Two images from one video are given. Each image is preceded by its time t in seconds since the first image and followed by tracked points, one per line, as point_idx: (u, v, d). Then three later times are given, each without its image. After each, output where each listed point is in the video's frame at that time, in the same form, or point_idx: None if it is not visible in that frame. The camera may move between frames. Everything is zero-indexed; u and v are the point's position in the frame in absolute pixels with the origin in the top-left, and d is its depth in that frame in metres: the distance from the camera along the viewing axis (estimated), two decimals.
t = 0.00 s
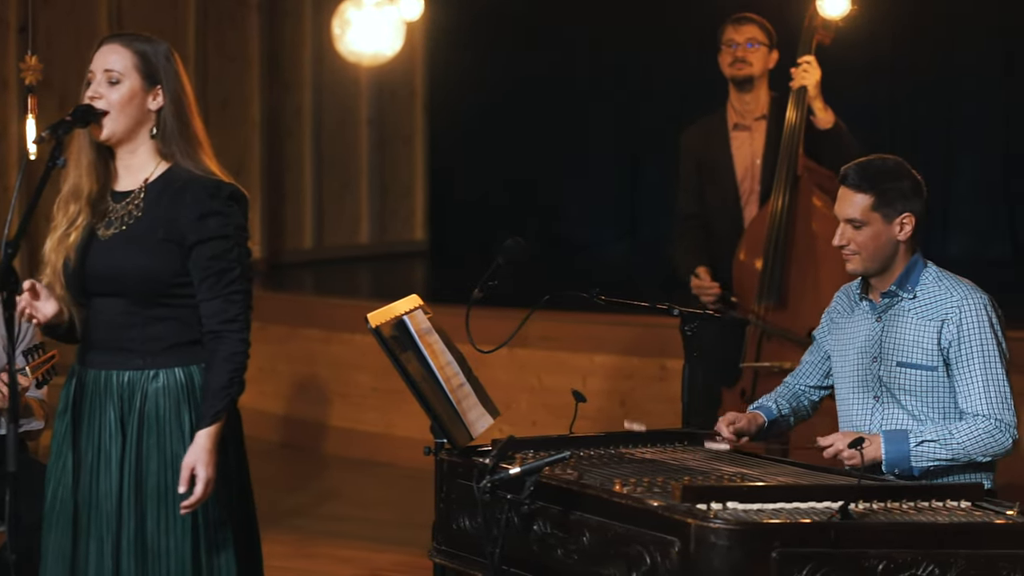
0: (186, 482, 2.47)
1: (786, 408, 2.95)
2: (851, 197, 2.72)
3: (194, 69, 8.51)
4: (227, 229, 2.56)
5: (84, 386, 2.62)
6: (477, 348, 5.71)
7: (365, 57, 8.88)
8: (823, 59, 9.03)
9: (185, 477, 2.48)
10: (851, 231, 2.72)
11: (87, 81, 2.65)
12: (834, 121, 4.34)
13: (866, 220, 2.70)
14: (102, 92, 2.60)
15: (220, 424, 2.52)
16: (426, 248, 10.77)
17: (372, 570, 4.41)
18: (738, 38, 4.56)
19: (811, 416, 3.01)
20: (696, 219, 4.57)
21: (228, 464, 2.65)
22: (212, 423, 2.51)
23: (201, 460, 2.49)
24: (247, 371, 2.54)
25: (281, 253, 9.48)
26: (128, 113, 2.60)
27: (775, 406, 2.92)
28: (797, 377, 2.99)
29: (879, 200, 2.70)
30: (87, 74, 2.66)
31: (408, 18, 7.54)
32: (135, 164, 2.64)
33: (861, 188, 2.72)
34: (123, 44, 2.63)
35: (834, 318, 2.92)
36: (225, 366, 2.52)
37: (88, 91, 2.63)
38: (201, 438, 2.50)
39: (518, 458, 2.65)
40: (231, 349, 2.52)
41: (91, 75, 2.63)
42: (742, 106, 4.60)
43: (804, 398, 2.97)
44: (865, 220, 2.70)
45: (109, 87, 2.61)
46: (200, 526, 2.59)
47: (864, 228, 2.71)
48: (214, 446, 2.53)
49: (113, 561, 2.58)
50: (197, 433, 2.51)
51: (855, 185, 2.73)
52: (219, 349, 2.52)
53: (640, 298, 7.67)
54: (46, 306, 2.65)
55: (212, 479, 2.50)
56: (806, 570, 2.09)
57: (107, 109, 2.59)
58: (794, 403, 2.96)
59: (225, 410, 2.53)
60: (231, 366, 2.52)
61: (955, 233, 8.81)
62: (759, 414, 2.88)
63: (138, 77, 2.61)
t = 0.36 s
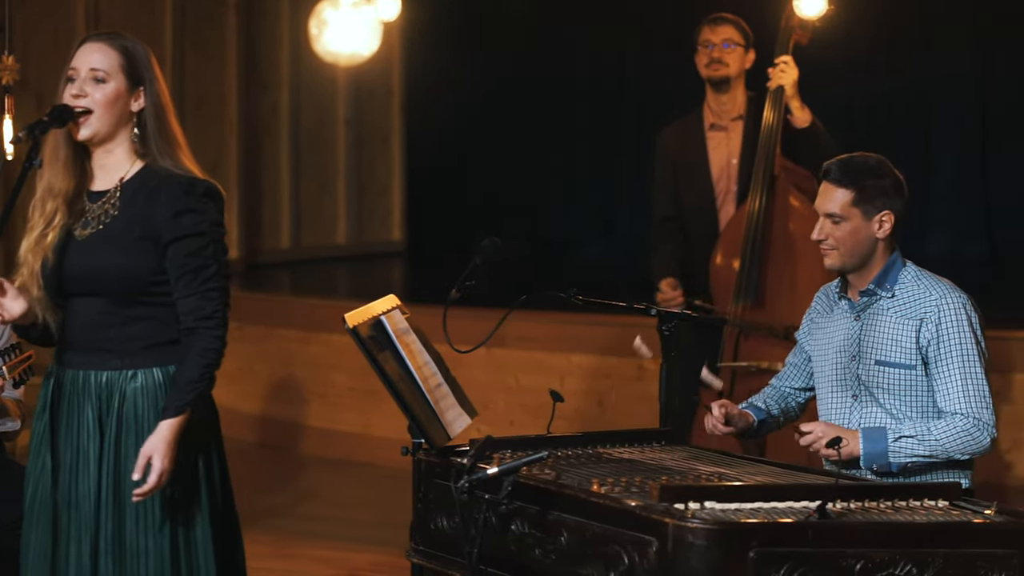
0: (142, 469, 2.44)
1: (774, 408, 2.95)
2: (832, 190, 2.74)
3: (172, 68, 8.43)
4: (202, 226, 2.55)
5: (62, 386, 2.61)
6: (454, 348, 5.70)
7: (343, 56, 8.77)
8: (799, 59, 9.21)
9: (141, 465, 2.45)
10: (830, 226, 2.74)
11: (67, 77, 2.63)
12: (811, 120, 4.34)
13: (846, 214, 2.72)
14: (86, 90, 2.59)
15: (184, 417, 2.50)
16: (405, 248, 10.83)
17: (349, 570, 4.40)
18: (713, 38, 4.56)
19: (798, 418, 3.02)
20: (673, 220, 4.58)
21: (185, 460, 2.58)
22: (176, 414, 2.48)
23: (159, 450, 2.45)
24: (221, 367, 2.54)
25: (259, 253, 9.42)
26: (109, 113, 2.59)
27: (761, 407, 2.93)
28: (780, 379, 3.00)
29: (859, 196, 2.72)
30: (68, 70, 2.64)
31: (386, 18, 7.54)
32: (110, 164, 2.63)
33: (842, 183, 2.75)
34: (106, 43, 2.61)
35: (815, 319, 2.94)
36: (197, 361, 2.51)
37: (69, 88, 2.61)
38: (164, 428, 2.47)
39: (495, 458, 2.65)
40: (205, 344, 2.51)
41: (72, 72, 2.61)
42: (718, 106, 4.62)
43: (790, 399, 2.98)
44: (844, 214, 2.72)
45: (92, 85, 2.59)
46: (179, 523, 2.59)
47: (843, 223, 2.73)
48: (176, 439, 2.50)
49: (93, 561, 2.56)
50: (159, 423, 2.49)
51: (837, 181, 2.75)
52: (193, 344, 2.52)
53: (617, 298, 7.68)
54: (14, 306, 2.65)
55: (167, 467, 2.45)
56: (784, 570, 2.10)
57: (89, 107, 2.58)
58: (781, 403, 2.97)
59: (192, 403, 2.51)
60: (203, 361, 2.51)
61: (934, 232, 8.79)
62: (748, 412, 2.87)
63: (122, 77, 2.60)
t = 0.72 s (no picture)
0: (112, 462, 2.44)
1: (749, 409, 2.95)
2: (811, 189, 2.76)
3: (150, 68, 8.42)
4: (181, 226, 2.55)
5: (43, 389, 2.59)
6: (433, 349, 5.71)
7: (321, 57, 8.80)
8: (779, 59, 9.32)
9: (111, 458, 2.45)
10: (809, 226, 2.75)
11: (45, 78, 2.62)
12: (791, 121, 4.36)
13: (825, 214, 2.73)
14: (63, 91, 2.57)
15: (159, 413, 2.50)
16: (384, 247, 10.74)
17: (330, 570, 4.40)
18: (692, 39, 4.56)
19: (774, 417, 3.02)
20: (651, 221, 4.59)
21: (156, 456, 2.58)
22: (150, 410, 2.48)
23: (131, 444, 2.45)
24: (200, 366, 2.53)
25: (238, 253, 9.36)
26: (85, 115, 2.57)
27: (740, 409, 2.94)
28: (758, 378, 3.00)
29: (838, 196, 2.73)
30: (46, 71, 2.63)
31: (364, 18, 7.51)
32: (87, 165, 2.61)
33: (821, 182, 2.76)
34: (85, 45, 2.60)
35: (793, 318, 2.95)
36: (176, 359, 2.50)
37: (46, 89, 2.59)
38: (137, 423, 2.47)
39: (474, 458, 2.65)
40: (185, 343, 2.51)
41: (50, 73, 2.59)
42: (697, 106, 4.61)
43: (768, 399, 2.99)
44: (823, 214, 2.73)
45: (70, 87, 2.58)
46: (162, 524, 2.58)
47: (822, 223, 2.74)
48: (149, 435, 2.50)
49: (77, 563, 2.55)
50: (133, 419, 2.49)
51: (816, 179, 2.77)
52: (173, 343, 2.51)
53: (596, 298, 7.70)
54: None
55: (138, 462, 2.45)
56: (763, 569, 2.10)
57: (65, 109, 2.57)
58: (757, 404, 2.97)
59: (167, 399, 2.51)
60: (182, 359, 2.50)
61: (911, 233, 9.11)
62: (720, 416, 2.88)
63: (100, 79, 2.59)
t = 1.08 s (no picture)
0: (106, 472, 2.44)
1: (732, 408, 2.97)
2: (789, 190, 2.76)
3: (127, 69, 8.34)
4: (158, 229, 2.54)
5: (20, 389, 2.57)
6: (412, 348, 5.73)
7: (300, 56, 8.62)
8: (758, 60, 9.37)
9: (104, 467, 2.45)
10: (788, 227, 2.76)
11: (24, 80, 2.61)
12: (769, 121, 4.38)
13: (803, 214, 2.74)
14: (40, 94, 2.56)
15: (143, 420, 2.50)
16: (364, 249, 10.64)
17: (309, 570, 4.40)
18: (670, 39, 4.58)
19: (754, 417, 3.04)
20: (630, 220, 4.60)
21: (144, 462, 2.59)
22: (137, 418, 2.48)
23: (121, 451, 2.46)
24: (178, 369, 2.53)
25: (217, 256, 9.16)
26: (62, 117, 2.57)
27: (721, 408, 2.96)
28: (738, 378, 3.02)
29: (816, 196, 2.74)
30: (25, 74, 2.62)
31: (344, 18, 7.45)
32: (64, 168, 2.60)
33: (800, 182, 2.76)
34: (63, 47, 2.59)
35: (773, 318, 2.96)
36: (154, 362, 2.50)
37: (24, 92, 2.58)
38: (125, 430, 2.47)
39: (453, 459, 2.65)
40: (162, 347, 2.51)
41: (28, 75, 2.59)
42: (676, 105, 4.62)
43: (748, 398, 3.00)
44: (801, 214, 2.74)
45: (46, 90, 2.57)
46: (142, 528, 2.58)
47: (800, 224, 2.75)
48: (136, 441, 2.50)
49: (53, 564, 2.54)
50: (120, 425, 2.49)
51: (794, 181, 2.77)
52: (150, 346, 2.51)
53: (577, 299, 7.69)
54: None
55: (128, 471, 2.45)
56: (741, 568, 2.12)
57: (41, 112, 2.56)
58: (739, 403, 2.99)
59: (150, 406, 2.51)
60: (160, 363, 2.50)
61: (892, 233, 9.35)
62: (706, 410, 2.91)
63: (76, 83, 2.58)
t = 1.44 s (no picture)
0: (55, 457, 2.41)
1: (709, 407, 2.98)
2: (767, 194, 2.76)
3: (106, 70, 8.25)
4: (131, 231, 2.54)
5: None
6: (391, 349, 5.71)
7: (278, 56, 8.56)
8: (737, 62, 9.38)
9: (55, 452, 2.42)
10: (768, 229, 2.76)
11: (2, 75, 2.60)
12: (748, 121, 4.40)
13: (782, 217, 2.74)
14: (19, 89, 2.55)
15: (102, 412, 2.48)
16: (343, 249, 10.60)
17: (289, 570, 4.39)
18: (649, 41, 4.58)
19: (732, 417, 3.05)
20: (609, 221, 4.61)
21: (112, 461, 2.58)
22: (94, 408, 2.46)
23: (75, 439, 2.43)
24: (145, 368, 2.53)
25: (196, 255, 9.13)
26: (40, 114, 2.55)
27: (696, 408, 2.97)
28: (716, 378, 3.03)
29: (795, 198, 2.74)
30: (4, 69, 2.61)
31: (322, 18, 7.42)
32: (38, 166, 2.59)
33: (776, 186, 2.76)
34: (43, 44, 2.58)
35: (750, 318, 2.97)
36: (121, 360, 2.49)
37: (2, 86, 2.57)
38: (80, 420, 2.45)
39: (432, 459, 2.65)
40: (130, 347, 2.50)
41: (7, 70, 2.57)
42: (655, 106, 4.64)
43: (726, 398, 3.01)
44: (780, 216, 2.74)
45: (25, 86, 2.55)
46: (108, 526, 2.58)
47: (780, 225, 2.75)
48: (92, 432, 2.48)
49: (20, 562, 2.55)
50: (77, 415, 2.47)
51: (771, 183, 2.77)
52: (117, 346, 2.50)
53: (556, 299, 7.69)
54: None
55: (80, 459, 2.43)
56: (721, 568, 2.12)
57: (20, 107, 2.54)
58: (716, 403, 3.00)
59: (112, 399, 2.50)
60: (127, 361, 2.49)
61: (869, 233, 9.48)
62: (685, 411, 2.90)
63: (56, 80, 2.57)
